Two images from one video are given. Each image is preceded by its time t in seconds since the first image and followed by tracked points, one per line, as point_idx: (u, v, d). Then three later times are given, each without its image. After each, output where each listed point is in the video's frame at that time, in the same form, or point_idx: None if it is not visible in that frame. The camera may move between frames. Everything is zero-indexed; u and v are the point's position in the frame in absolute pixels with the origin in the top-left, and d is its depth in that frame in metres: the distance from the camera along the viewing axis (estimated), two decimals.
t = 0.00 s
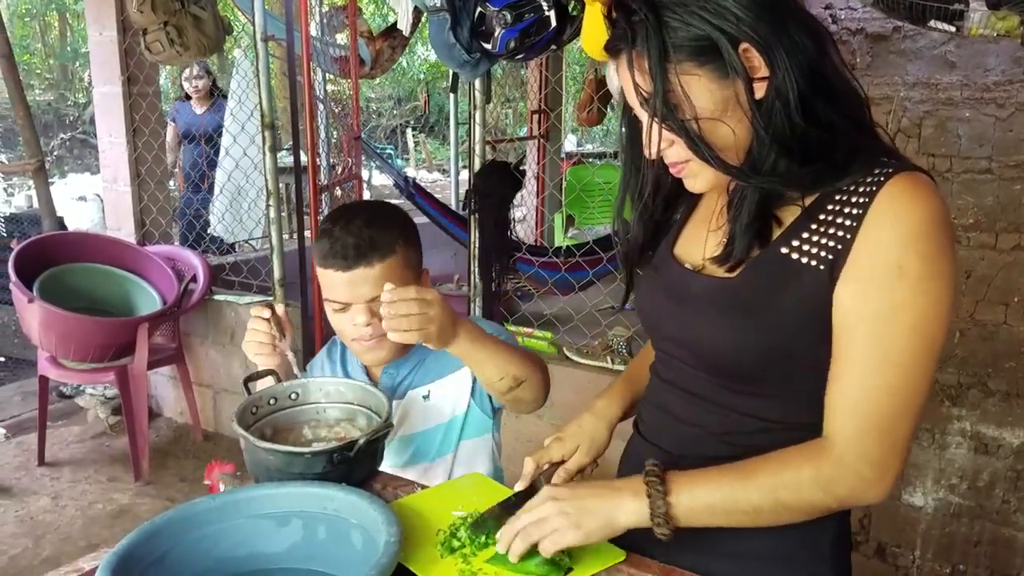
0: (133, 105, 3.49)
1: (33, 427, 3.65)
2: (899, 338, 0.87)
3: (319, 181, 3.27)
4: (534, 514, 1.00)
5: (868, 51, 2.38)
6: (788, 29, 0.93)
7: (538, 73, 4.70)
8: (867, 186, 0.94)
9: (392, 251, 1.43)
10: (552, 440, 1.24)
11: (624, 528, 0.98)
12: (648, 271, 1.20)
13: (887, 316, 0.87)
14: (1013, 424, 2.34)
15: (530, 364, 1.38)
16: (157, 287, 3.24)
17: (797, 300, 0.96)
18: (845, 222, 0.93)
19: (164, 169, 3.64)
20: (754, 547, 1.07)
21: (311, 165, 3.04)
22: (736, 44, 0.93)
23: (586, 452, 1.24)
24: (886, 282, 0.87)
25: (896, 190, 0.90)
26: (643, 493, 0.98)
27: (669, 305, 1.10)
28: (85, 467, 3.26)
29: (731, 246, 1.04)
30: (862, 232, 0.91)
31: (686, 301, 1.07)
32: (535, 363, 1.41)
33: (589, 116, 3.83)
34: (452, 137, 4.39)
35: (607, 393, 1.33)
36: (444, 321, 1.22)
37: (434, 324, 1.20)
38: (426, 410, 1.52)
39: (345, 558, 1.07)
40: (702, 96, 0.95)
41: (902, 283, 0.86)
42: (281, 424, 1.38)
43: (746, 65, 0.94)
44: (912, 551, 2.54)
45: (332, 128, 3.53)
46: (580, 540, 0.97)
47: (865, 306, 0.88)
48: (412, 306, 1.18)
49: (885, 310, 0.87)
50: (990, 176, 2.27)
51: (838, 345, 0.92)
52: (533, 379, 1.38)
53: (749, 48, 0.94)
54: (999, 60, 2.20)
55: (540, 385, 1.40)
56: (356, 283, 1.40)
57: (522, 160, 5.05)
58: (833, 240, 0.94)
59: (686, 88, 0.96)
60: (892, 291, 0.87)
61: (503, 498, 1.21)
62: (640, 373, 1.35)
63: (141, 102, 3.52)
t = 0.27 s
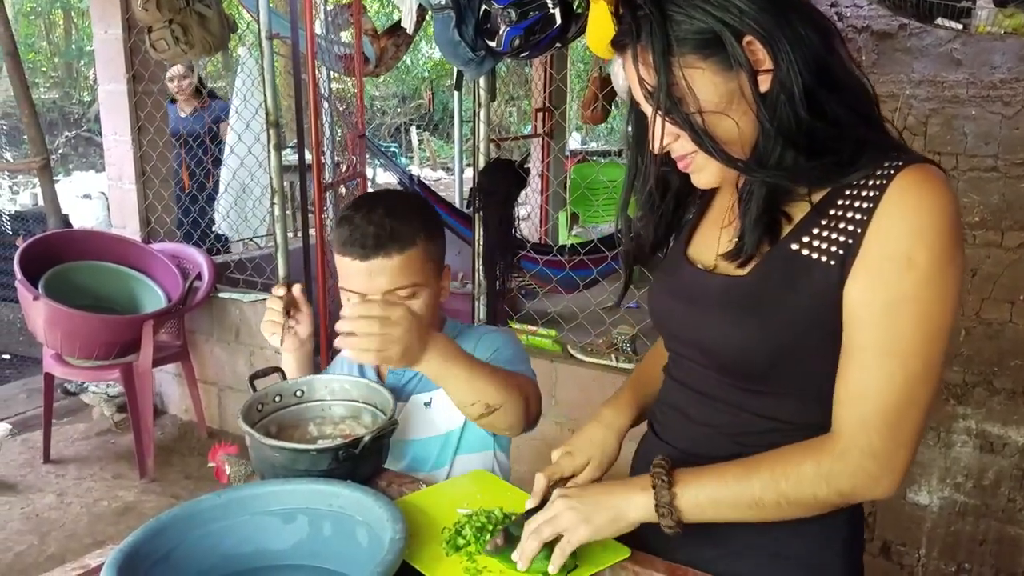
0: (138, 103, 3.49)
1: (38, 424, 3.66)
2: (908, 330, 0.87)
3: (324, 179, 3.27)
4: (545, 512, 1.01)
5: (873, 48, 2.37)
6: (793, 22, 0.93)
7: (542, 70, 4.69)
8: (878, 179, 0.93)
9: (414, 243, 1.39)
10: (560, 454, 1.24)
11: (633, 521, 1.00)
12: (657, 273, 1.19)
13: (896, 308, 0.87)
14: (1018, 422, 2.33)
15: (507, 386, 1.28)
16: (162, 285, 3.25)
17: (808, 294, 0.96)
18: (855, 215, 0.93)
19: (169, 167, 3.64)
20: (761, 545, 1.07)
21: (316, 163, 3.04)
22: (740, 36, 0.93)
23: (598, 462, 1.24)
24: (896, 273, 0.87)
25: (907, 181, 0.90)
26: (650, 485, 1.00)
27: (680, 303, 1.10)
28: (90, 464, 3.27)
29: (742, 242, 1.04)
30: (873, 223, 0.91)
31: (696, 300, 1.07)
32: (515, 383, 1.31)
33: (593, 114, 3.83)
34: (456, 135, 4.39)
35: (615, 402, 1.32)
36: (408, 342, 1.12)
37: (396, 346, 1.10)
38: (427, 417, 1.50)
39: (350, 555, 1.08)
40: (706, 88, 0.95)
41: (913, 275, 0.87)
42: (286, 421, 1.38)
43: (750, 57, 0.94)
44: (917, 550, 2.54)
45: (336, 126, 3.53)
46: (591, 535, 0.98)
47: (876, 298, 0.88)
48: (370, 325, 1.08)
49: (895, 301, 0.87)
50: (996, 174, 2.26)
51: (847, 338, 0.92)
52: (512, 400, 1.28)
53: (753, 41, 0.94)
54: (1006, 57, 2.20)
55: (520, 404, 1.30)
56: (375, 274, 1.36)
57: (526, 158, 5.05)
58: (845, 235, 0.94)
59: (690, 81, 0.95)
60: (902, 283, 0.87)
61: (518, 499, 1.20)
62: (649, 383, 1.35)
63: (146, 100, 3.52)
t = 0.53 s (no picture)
0: (143, 101, 3.50)
1: (43, 422, 3.67)
2: (910, 326, 0.87)
3: (328, 178, 3.28)
4: (548, 506, 1.01)
5: (878, 47, 2.36)
6: (798, 23, 0.93)
7: (547, 69, 4.68)
8: (885, 174, 0.93)
9: (435, 258, 1.38)
10: (574, 460, 1.23)
11: (631, 511, 1.03)
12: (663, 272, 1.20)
13: (899, 304, 0.87)
14: None
15: (500, 413, 1.29)
16: (167, 282, 3.26)
17: (813, 289, 0.96)
18: (862, 211, 0.93)
19: (174, 165, 3.65)
20: (767, 543, 1.07)
21: (321, 162, 3.05)
22: (746, 37, 0.93)
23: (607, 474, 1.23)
24: (901, 269, 0.87)
25: (917, 176, 0.90)
26: (647, 477, 1.03)
27: (687, 301, 1.10)
28: (95, 462, 3.28)
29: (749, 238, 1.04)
30: (879, 218, 0.91)
31: (703, 298, 1.07)
32: (511, 406, 1.33)
33: (597, 112, 3.83)
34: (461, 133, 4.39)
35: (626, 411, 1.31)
36: (372, 384, 1.17)
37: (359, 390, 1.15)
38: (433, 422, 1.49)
39: (355, 552, 1.08)
40: (711, 89, 0.95)
41: (917, 271, 0.86)
42: (291, 419, 1.38)
43: (756, 58, 0.94)
44: (922, 549, 2.54)
45: (341, 124, 3.54)
46: (591, 525, 1.01)
47: (881, 294, 0.88)
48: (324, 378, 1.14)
49: (899, 296, 0.87)
50: (1002, 173, 2.25)
51: (850, 332, 0.92)
52: (507, 428, 1.30)
53: (759, 41, 0.94)
54: (1012, 55, 2.19)
55: (519, 428, 1.32)
56: (395, 288, 1.35)
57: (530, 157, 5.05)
58: (851, 231, 0.93)
59: (694, 82, 0.95)
60: (907, 278, 0.87)
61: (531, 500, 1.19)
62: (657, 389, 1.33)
63: (151, 98, 3.53)
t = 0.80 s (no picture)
0: (146, 99, 3.51)
1: (47, 419, 3.68)
2: (917, 326, 0.87)
3: (331, 176, 3.28)
4: (549, 504, 1.01)
5: (882, 44, 2.36)
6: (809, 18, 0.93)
7: (550, 66, 4.68)
8: (894, 173, 0.93)
9: (452, 253, 1.35)
10: (568, 467, 1.23)
11: (634, 508, 1.03)
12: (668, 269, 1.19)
13: (906, 303, 0.87)
14: None
15: (539, 405, 1.26)
16: (170, 280, 3.26)
17: (819, 288, 0.95)
18: (869, 210, 0.93)
19: (178, 163, 3.65)
20: (770, 541, 1.07)
21: (324, 159, 3.05)
22: (755, 32, 0.93)
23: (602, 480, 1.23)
24: (909, 268, 0.88)
25: (925, 176, 0.90)
26: (650, 475, 1.03)
27: (692, 299, 1.10)
28: (98, 459, 3.29)
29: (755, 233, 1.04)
30: (887, 217, 0.91)
31: (708, 295, 1.07)
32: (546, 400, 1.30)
33: (601, 110, 3.82)
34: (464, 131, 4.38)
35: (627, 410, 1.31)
36: (440, 378, 1.10)
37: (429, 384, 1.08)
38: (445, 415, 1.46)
39: (358, 549, 1.08)
40: (719, 82, 0.95)
41: (926, 271, 0.87)
42: (294, 416, 1.39)
43: (766, 53, 0.94)
44: (925, 547, 2.53)
45: (344, 122, 3.54)
46: (593, 523, 1.00)
47: (888, 293, 0.88)
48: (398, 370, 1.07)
49: (908, 295, 0.87)
50: (1006, 170, 2.25)
51: (856, 332, 0.92)
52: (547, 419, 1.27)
53: (768, 37, 0.94)
54: (1016, 53, 2.19)
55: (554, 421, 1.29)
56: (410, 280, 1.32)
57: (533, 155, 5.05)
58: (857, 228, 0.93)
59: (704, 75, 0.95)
60: (915, 278, 0.87)
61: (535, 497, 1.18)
62: (656, 389, 1.32)
63: (154, 96, 3.53)
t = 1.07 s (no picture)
0: (151, 96, 3.51)
1: (51, 416, 3.69)
2: (915, 329, 0.85)
3: (335, 172, 3.29)
4: (553, 504, 1.00)
5: (887, 40, 2.35)
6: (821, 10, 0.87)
7: (554, 63, 4.67)
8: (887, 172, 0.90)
9: (424, 229, 1.41)
10: (583, 458, 1.22)
11: (640, 513, 1.00)
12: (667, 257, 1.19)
13: (902, 308, 0.85)
14: None
15: (571, 403, 1.31)
16: (174, 277, 3.27)
17: (814, 289, 0.94)
18: (862, 209, 0.91)
19: (182, 160, 3.66)
20: (773, 538, 1.06)
21: (328, 157, 3.05)
22: None
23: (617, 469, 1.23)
24: (904, 271, 0.85)
25: (915, 175, 0.87)
26: (656, 480, 1.00)
27: (687, 293, 1.10)
28: (103, 455, 3.30)
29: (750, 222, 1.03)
30: (879, 219, 0.89)
31: (702, 291, 1.07)
32: (572, 390, 1.35)
33: (605, 107, 3.82)
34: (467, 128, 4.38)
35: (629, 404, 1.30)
36: (463, 430, 1.12)
37: (456, 438, 1.10)
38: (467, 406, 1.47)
39: (363, 544, 1.09)
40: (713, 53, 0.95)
41: (920, 274, 0.84)
42: (298, 412, 1.39)
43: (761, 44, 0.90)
44: (929, 544, 2.53)
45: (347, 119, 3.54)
46: (599, 527, 0.98)
47: (883, 298, 0.86)
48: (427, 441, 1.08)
49: (904, 300, 0.84)
50: (1011, 167, 2.24)
51: (854, 336, 0.89)
52: (579, 407, 1.32)
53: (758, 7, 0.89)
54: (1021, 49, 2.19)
55: (588, 402, 1.34)
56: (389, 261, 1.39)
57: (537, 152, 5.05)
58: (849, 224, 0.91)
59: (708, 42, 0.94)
60: (910, 281, 0.84)
61: (541, 492, 1.18)
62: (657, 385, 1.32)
63: (158, 93, 3.54)
